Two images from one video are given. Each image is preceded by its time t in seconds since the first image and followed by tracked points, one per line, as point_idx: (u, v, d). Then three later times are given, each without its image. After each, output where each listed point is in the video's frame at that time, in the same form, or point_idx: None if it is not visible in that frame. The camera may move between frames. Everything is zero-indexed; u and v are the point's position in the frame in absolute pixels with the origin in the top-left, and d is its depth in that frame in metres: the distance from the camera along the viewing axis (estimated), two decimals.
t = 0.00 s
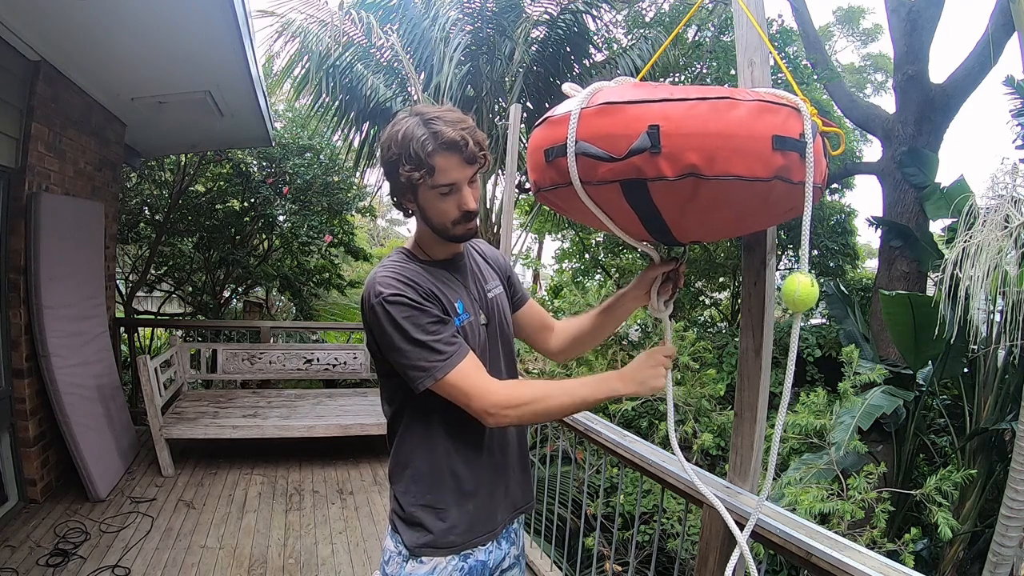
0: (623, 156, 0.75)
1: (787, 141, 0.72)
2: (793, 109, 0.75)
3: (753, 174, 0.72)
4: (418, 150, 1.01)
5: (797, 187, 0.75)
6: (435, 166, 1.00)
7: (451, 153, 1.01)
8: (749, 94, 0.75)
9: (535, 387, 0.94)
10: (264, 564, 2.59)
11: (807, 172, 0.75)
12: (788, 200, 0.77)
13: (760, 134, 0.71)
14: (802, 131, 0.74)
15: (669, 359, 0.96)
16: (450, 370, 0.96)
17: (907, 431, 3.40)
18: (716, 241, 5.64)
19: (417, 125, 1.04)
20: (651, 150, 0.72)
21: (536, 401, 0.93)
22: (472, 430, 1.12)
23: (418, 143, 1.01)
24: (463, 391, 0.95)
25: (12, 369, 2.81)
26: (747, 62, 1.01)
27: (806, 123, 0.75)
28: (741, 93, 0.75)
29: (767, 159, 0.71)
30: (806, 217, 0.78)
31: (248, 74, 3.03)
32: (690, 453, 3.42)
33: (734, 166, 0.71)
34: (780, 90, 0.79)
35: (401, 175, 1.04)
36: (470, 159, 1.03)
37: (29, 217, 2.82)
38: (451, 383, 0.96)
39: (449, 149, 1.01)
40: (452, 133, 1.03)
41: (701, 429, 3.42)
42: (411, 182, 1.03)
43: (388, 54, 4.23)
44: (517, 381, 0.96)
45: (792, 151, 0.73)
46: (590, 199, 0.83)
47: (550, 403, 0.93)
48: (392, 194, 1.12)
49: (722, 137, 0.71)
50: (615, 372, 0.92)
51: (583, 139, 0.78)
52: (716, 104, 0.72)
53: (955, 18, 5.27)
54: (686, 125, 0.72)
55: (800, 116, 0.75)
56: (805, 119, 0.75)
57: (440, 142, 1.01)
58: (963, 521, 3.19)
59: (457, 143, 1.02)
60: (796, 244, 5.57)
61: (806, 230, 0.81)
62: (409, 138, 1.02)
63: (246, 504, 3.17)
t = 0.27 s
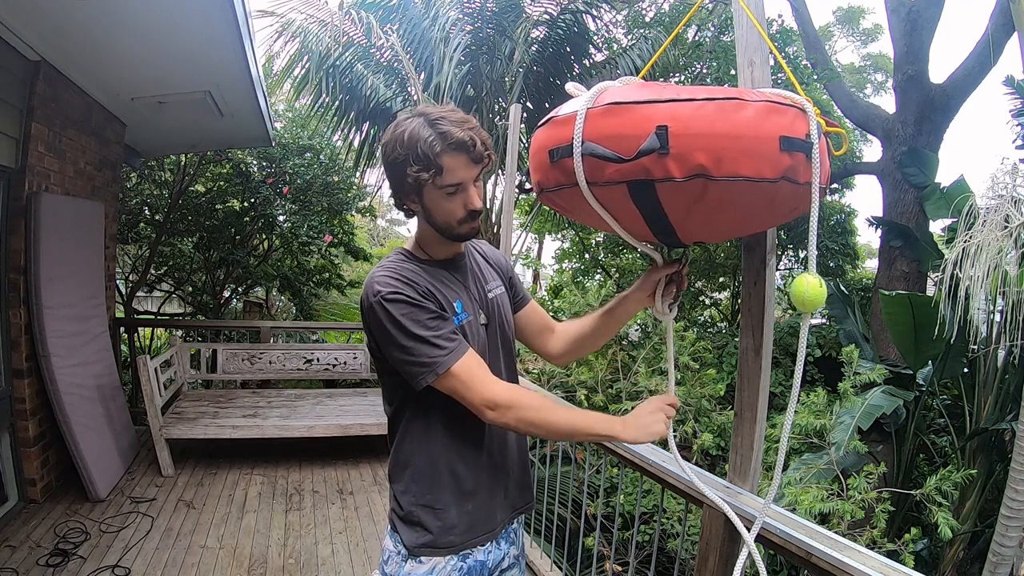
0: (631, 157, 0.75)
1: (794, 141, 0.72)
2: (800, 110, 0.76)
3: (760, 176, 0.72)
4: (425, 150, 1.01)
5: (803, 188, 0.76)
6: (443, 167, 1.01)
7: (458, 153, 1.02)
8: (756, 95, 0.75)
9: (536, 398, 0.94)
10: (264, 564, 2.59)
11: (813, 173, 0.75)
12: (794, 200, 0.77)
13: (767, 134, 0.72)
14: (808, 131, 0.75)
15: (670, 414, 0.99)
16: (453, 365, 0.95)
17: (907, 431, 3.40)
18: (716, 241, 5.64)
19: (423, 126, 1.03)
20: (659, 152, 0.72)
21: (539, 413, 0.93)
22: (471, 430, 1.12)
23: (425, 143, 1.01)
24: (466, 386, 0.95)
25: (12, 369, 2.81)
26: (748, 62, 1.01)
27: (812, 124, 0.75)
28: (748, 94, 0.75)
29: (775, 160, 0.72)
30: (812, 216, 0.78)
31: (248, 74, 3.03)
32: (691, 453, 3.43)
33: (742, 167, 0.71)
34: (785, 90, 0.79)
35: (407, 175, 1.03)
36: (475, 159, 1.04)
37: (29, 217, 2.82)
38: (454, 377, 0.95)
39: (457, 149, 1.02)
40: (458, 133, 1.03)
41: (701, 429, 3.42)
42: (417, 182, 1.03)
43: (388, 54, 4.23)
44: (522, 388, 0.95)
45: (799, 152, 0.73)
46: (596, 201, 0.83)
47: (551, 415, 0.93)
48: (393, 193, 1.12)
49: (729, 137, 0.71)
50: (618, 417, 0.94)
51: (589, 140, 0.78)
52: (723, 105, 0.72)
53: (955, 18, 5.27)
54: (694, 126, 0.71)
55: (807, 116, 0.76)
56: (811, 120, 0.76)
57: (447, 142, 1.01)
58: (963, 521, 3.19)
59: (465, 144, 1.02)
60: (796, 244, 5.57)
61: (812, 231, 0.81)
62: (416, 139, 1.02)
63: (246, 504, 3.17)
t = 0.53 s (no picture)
0: (632, 155, 0.75)
1: (795, 141, 0.72)
2: (801, 109, 0.76)
3: (762, 174, 0.72)
4: (412, 148, 1.02)
5: (804, 187, 0.76)
6: (427, 165, 1.01)
7: (444, 152, 1.01)
8: (757, 94, 0.75)
9: (536, 397, 0.94)
10: (264, 563, 2.59)
11: (814, 172, 0.75)
12: (795, 200, 0.77)
13: (768, 134, 0.72)
14: (809, 130, 0.75)
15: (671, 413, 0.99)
16: (452, 361, 0.95)
17: (907, 431, 3.40)
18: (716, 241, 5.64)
19: (414, 124, 1.03)
20: (660, 150, 0.72)
21: (538, 411, 0.93)
22: (471, 431, 1.12)
23: (412, 141, 1.02)
24: (465, 383, 0.94)
25: (12, 369, 2.81)
26: (747, 61, 1.01)
27: (813, 123, 0.75)
28: (749, 93, 0.75)
29: (776, 159, 0.72)
30: (813, 215, 0.78)
31: (247, 74, 3.03)
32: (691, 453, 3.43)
33: (743, 166, 0.71)
34: (785, 90, 0.79)
35: (398, 172, 1.05)
36: (464, 159, 1.02)
37: (29, 217, 2.82)
38: (454, 374, 0.95)
39: (443, 148, 1.01)
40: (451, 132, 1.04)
41: (701, 429, 3.42)
42: (406, 179, 1.04)
43: (388, 54, 4.23)
44: (522, 386, 0.95)
45: (800, 151, 0.73)
46: (597, 200, 0.83)
47: (551, 414, 0.93)
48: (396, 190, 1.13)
49: (730, 137, 0.71)
50: (617, 419, 0.94)
51: (589, 139, 0.78)
52: (724, 104, 0.72)
53: (955, 18, 5.27)
54: (695, 125, 0.71)
55: (807, 116, 0.76)
56: (813, 119, 0.75)
57: (433, 141, 1.01)
58: (963, 521, 3.19)
59: (450, 143, 1.01)
60: (796, 245, 5.57)
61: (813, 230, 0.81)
62: (405, 137, 1.03)
63: (246, 504, 3.17)
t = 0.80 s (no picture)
0: (629, 157, 0.75)
1: (792, 142, 0.72)
2: (798, 110, 0.76)
3: (759, 176, 0.72)
4: (401, 149, 1.05)
5: (802, 188, 0.76)
6: (411, 166, 1.02)
7: (427, 153, 1.01)
8: (755, 95, 0.75)
9: (535, 397, 0.94)
10: (264, 563, 2.59)
11: (811, 173, 0.75)
12: (793, 201, 0.77)
13: (766, 135, 0.71)
14: (806, 131, 0.75)
15: (671, 414, 0.99)
16: (452, 360, 0.95)
17: (907, 431, 3.40)
18: (716, 241, 5.64)
19: (408, 124, 1.06)
20: (658, 152, 0.72)
21: (537, 412, 0.93)
22: (470, 431, 1.12)
23: (402, 141, 1.04)
24: (465, 382, 0.94)
25: (12, 369, 2.81)
26: (747, 62, 1.01)
27: (811, 124, 0.75)
28: (746, 95, 0.75)
29: (773, 160, 0.72)
30: (810, 216, 0.78)
31: (247, 74, 3.03)
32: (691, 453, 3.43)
33: (741, 167, 0.71)
34: (784, 91, 0.79)
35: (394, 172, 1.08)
36: (450, 160, 1.02)
37: (29, 217, 2.82)
38: (454, 373, 0.95)
39: (426, 149, 1.01)
40: (443, 132, 1.04)
41: (701, 429, 3.42)
42: (400, 179, 1.07)
43: (388, 54, 4.23)
44: (522, 387, 0.95)
45: (797, 152, 0.73)
46: (595, 201, 0.83)
47: (550, 415, 0.93)
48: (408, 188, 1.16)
49: (727, 138, 0.71)
50: (616, 420, 0.94)
51: (588, 140, 0.78)
52: (722, 105, 0.72)
53: (955, 18, 5.27)
54: (692, 126, 0.71)
55: (805, 117, 0.76)
56: (810, 119, 0.76)
57: (417, 142, 1.02)
58: (963, 521, 3.19)
59: (431, 143, 1.01)
60: (796, 245, 5.58)
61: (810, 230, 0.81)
62: (397, 137, 1.06)
63: (246, 504, 3.17)
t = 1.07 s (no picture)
0: (629, 158, 0.75)
1: (792, 142, 0.72)
2: (798, 110, 0.76)
3: (759, 176, 0.72)
4: (402, 148, 1.05)
5: (802, 188, 0.75)
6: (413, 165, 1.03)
7: (429, 151, 1.01)
8: (754, 96, 0.75)
9: (535, 398, 0.94)
10: (264, 563, 2.59)
11: (811, 173, 0.75)
12: (793, 201, 0.77)
13: (765, 135, 0.71)
14: (806, 132, 0.75)
15: (670, 415, 1.00)
16: (452, 361, 0.95)
17: (907, 431, 3.40)
18: (716, 241, 5.64)
19: (409, 124, 1.06)
20: (657, 153, 0.72)
21: (537, 412, 0.93)
22: (469, 431, 1.12)
23: (403, 140, 1.04)
24: (465, 382, 0.94)
25: (12, 369, 2.81)
26: (748, 62, 1.01)
27: (810, 125, 0.75)
28: (746, 95, 0.75)
29: (773, 161, 0.72)
30: (810, 216, 0.78)
31: (247, 75, 3.03)
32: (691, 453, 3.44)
33: (741, 168, 0.71)
34: (784, 91, 0.79)
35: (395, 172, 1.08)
36: (451, 158, 1.02)
37: (29, 217, 2.82)
38: (454, 373, 0.95)
39: (428, 148, 1.02)
40: (444, 131, 1.04)
41: (701, 429, 3.42)
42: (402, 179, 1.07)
43: (388, 54, 4.23)
44: (522, 387, 0.95)
45: (797, 153, 0.73)
46: (595, 202, 0.83)
47: (550, 416, 0.93)
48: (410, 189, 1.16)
49: (727, 138, 0.71)
50: (615, 421, 0.94)
51: (588, 141, 0.78)
52: (722, 106, 0.72)
53: (955, 18, 5.27)
54: (692, 127, 0.71)
55: (805, 117, 0.76)
56: (809, 120, 0.75)
57: (419, 140, 1.02)
58: (963, 521, 3.19)
59: (433, 142, 1.01)
60: (796, 245, 5.58)
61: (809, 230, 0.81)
62: (398, 137, 1.06)
63: (246, 504, 3.17)
